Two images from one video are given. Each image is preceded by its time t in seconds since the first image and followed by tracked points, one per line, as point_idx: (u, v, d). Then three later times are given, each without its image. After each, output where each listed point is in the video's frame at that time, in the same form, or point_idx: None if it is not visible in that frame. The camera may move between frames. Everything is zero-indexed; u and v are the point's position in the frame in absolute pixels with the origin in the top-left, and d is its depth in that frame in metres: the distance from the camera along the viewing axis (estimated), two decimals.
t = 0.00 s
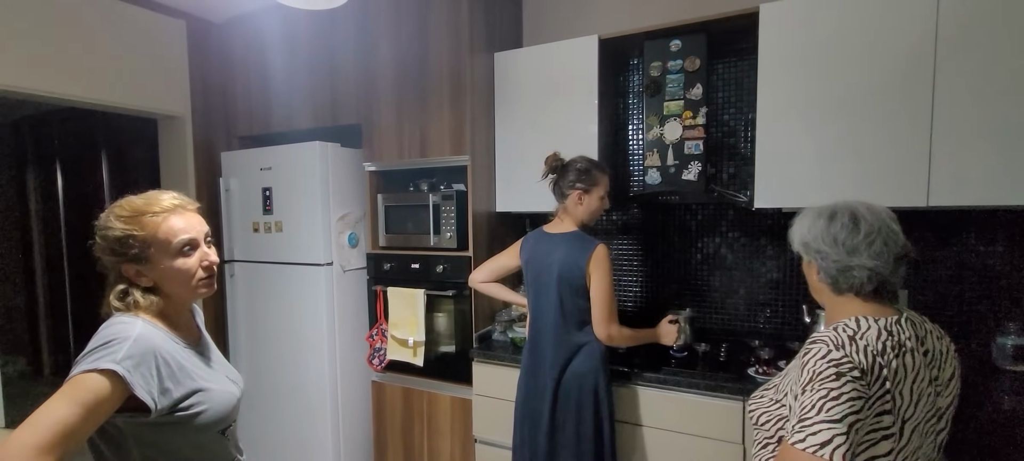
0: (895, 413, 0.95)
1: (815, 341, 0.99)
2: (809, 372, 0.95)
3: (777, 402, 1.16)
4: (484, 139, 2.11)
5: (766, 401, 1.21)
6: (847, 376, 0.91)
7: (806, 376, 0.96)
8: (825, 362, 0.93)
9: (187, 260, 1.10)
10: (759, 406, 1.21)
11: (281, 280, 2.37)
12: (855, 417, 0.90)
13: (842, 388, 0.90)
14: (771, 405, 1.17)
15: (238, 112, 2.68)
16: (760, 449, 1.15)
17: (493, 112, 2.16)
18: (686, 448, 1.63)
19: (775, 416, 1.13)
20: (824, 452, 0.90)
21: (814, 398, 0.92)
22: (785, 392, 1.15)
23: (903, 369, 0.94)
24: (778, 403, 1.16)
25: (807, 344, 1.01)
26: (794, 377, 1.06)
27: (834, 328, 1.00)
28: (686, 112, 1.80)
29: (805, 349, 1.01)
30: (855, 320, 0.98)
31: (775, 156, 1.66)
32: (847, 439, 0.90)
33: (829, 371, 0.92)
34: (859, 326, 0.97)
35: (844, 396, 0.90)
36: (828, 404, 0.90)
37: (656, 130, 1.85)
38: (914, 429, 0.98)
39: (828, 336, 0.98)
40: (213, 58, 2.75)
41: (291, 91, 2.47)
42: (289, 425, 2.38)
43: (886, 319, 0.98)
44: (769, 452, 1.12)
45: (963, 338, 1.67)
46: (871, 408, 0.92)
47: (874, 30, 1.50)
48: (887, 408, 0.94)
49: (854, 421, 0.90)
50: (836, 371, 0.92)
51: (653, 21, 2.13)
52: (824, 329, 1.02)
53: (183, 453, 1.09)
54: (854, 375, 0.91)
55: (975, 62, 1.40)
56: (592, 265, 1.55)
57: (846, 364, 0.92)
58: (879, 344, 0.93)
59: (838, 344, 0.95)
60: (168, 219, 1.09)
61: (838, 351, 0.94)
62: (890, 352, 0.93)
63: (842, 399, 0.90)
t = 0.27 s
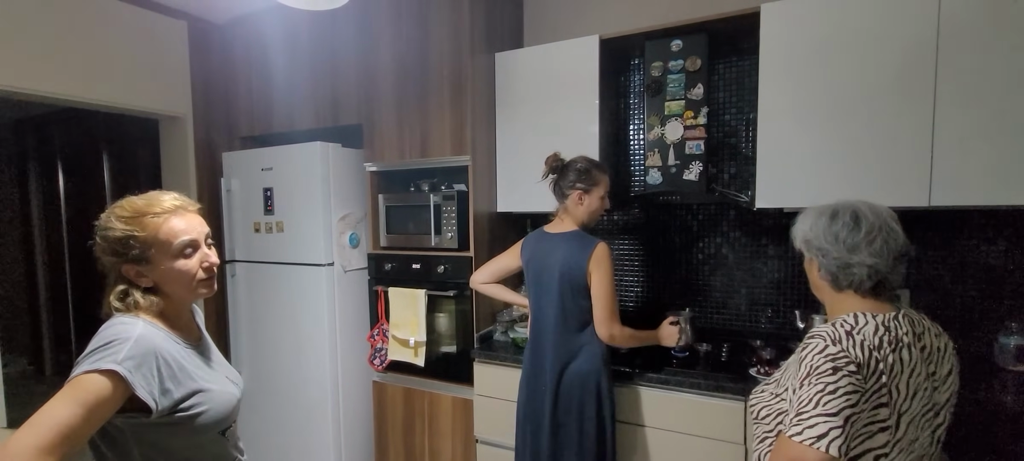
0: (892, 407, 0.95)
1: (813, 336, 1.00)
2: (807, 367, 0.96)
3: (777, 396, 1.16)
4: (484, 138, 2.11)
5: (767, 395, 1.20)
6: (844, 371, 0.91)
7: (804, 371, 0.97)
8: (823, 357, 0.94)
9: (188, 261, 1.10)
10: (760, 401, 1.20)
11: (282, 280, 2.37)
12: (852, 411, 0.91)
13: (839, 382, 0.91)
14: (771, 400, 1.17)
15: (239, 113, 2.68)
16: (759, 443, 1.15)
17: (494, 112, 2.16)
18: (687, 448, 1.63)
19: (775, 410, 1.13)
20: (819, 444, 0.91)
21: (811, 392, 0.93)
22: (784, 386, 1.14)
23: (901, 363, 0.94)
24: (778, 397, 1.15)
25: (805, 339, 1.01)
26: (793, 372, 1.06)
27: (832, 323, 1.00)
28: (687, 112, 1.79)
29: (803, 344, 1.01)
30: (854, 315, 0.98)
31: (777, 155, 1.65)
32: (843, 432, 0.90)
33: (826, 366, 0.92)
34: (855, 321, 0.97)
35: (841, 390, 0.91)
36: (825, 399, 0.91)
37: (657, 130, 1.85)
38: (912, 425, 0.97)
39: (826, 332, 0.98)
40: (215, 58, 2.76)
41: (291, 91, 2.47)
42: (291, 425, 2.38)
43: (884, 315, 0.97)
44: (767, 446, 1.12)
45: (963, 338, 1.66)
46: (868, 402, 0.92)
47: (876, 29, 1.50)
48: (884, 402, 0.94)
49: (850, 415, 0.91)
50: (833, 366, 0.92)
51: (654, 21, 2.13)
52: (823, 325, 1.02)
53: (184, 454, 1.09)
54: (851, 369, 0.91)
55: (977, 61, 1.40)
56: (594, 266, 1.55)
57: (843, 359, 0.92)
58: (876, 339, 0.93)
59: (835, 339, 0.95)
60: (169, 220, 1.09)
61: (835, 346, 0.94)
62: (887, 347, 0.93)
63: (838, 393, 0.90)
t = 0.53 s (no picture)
0: (895, 401, 0.94)
1: (812, 336, 0.99)
2: (810, 372, 0.95)
3: (779, 394, 1.15)
4: (485, 138, 2.11)
5: (768, 393, 1.19)
6: (848, 374, 0.91)
7: (807, 376, 0.96)
8: (825, 360, 0.93)
9: (187, 261, 1.10)
10: (761, 399, 1.19)
11: (282, 280, 2.37)
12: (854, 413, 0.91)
13: (844, 386, 0.91)
14: (773, 397, 1.16)
15: (239, 113, 2.68)
16: (765, 441, 1.16)
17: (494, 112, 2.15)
18: (688, 449, 1.62)
19: (777, 408, 1.13)
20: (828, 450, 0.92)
21: (819, 400, 0.93)
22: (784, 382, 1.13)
23: (898, 356, 0.94)
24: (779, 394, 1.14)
25: (804, 340, 1.00)
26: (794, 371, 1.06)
27: (830, 322, 0.99)
28: (687, 111, 1.79)
29: (803, 345, 1.00)
30: (851, 313, 0.98)
31: (778, 155, 1.65)
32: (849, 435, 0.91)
33: (829, 370, 0.92)
34: (852, 319, 0.97)
35: (846, 395, 0.90)
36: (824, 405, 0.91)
37: (658, 129, 1.84)
38: (914, 418, 0.97)
39: (825, 331, 0.98)
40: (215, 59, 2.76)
41: (292, 91, 2.47)
42: (291, 425, 2.38)
43: (882, 312, 0.97)
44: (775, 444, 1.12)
45: (965, 338, 1.66)
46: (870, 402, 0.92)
47: (876, 28, 1.50)
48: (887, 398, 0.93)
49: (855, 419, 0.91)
50: (836, 369, 0.92)
51: (655, 21, 2.13)
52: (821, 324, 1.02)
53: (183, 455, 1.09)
54: (854, 371, 0.91)
55: (978, 60, 1.40)
56: (593, 266, 1.55)
57: (845, 360, 0.92)
58: (874, 335, 0.93)
59: (834, 340, 0.95)
60: (168, 220, 1.08)
61: (835, 347, 0.94)
62: (885, 343, 0.93)
63: (845, 399, 0.90)
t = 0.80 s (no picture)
0: (896, 393, 0.95)
1: (811, 334, 0.99)
2: (813, 370, 0.95)
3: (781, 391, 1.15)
4: (485, 138, 2.11)
5: (770, 391, 1.19)
6: (850, 371, 0.91)
7: (809, 375, 0.96)
8: (826, 358, 0.93)
9: (185, 260, 1.10)
10: (764, 397, 1.19)
11: (282, 281, 2.37)
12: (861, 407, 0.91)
13: (847, 383, 0.91)
14: (776, 394, 1.16)
15: (239, 114, 2.68)
16: (768, 438, 1.16)
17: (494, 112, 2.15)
18: (688, 449, 1.62)
19: (780, 405, 1.13)
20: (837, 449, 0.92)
21: (824, 398, 0.93)
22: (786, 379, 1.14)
23: (898, 350, 0.94)
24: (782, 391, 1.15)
25: (804, 338, 1.00)
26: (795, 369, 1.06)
27: (829, 318, 1.00)
28: (687, 111, 1.79)
29: (803, 343, 1.00)
30: (849, 309, 0.98)
31: (778, 155, 1.65)
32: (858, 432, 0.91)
33: (832, 368, 0.92)
34: (849, 315, 0.97)
35: (850, 393, 0.91)
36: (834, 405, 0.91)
37: (658, 129, 1.84)
38: (914, 409, 0.98)
39: (825, 328, 0.98)
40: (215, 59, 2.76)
41: (291, 91, 2.47)
42: (291, 425, 2.38)
43: (878, 307, 0.98)
44: (779, 440, 1.12)
45: (966, 338, 1.66)
46: (876, 395, 0.92)
47: (876, 28, 1.50)
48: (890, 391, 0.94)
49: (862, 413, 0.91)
50: (838, 367, 0.92)
51: (655, 21, 2.13)
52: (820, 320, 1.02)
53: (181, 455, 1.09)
54: (855, 367, 0.91)
55: (978, 60, 1.40)
56: (593, 264, 1.54)
57: (845, 356, 0.92)
58: (873, 330, 0.93)
59: (834, 336, 0.95)
60: (165, 220, 1.08)
61: (835, 345, 0.94)
62: (884, 337, 0.93)
63: (850, 396, 0.90)
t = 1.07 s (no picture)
0: (895, 390, 0.98)
1: (812, 332, 1.03)
2: (801, 366, 1.01)
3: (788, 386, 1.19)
4: (485, 139, 2.11)
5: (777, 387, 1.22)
6: (835, 371, 0.96)
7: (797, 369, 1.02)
8: (816, 356, 0.98)
9: (172, 259, 1.08)
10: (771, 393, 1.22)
11: (282, 281, 2.37)
12: (843, 407, 0.96)
13: (826, 383, 0.96)
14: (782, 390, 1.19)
15: (239, 114, 2.68)
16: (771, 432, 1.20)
17: (494, 113, 2.15)
18: (688, 450, 1.62)
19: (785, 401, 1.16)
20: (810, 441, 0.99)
21: (798, 392, 0.99)
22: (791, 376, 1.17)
23: (898, 349, 0.97)
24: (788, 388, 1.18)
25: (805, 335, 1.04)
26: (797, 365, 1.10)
27: (830, 318, 1.03)
28: (687, 112, 1.79)
29: (803, 341, 1.05)
30: (850, 308, 1.02)
31: (779, 155, 1.65)
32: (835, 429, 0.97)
33: (817, 366, 0.98)
34: (848, 314, 1.01)
35: (826, 392, 0.96)
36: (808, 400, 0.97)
37: (658, 130, 1.84)
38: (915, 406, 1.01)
39: (825, 327, 1.01)
40: (216, 60, 2.76)
41: (292, 92, 2.48)
42: (291, 425, 2.38)
43: (876, 305, 1.01)
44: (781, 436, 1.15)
45: (966, 339, 1.65)
46: (869, 396, 0.96)
47: (877, 28, 1.50)
48: (888, 391, 0.97)
49: (845, 413, 0.96)
50: (823, 366, 0.97)
51: (655, 22, 2.13)
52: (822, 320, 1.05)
53: (182, 455, 1.09)
54: (843, 368, 0.95)
55: (979, 61, 1.39)
56: (593, 264, 1.54)
57: (836, 358, 0.96)
58: (873, 330, 0.96)
59: (832, 336, 0.99)
60: (158, 217, 1.09)
61: (830, 345, 0.98)
62: (883, 338, 0.97)
63: (823, 395, 0.96)
